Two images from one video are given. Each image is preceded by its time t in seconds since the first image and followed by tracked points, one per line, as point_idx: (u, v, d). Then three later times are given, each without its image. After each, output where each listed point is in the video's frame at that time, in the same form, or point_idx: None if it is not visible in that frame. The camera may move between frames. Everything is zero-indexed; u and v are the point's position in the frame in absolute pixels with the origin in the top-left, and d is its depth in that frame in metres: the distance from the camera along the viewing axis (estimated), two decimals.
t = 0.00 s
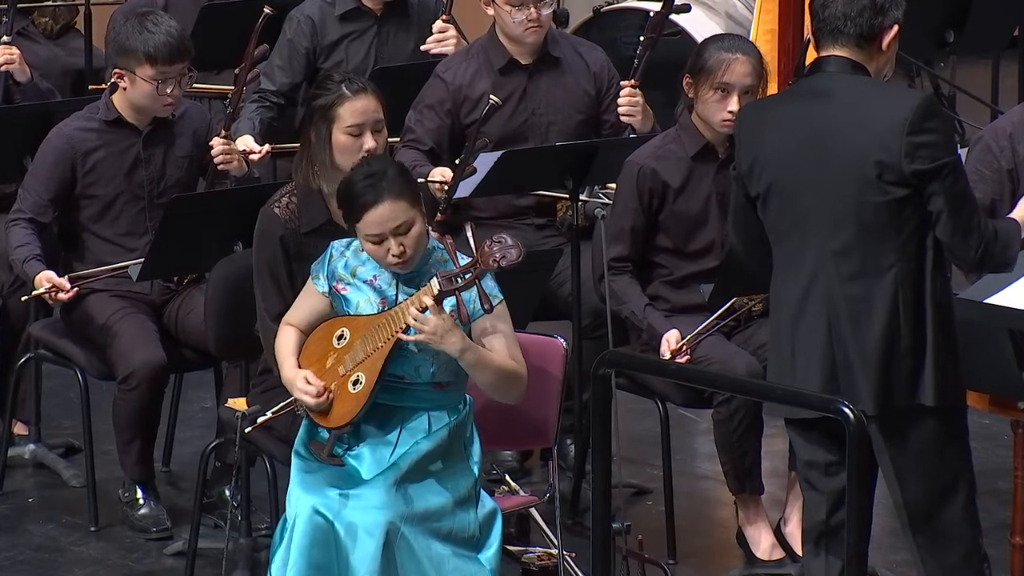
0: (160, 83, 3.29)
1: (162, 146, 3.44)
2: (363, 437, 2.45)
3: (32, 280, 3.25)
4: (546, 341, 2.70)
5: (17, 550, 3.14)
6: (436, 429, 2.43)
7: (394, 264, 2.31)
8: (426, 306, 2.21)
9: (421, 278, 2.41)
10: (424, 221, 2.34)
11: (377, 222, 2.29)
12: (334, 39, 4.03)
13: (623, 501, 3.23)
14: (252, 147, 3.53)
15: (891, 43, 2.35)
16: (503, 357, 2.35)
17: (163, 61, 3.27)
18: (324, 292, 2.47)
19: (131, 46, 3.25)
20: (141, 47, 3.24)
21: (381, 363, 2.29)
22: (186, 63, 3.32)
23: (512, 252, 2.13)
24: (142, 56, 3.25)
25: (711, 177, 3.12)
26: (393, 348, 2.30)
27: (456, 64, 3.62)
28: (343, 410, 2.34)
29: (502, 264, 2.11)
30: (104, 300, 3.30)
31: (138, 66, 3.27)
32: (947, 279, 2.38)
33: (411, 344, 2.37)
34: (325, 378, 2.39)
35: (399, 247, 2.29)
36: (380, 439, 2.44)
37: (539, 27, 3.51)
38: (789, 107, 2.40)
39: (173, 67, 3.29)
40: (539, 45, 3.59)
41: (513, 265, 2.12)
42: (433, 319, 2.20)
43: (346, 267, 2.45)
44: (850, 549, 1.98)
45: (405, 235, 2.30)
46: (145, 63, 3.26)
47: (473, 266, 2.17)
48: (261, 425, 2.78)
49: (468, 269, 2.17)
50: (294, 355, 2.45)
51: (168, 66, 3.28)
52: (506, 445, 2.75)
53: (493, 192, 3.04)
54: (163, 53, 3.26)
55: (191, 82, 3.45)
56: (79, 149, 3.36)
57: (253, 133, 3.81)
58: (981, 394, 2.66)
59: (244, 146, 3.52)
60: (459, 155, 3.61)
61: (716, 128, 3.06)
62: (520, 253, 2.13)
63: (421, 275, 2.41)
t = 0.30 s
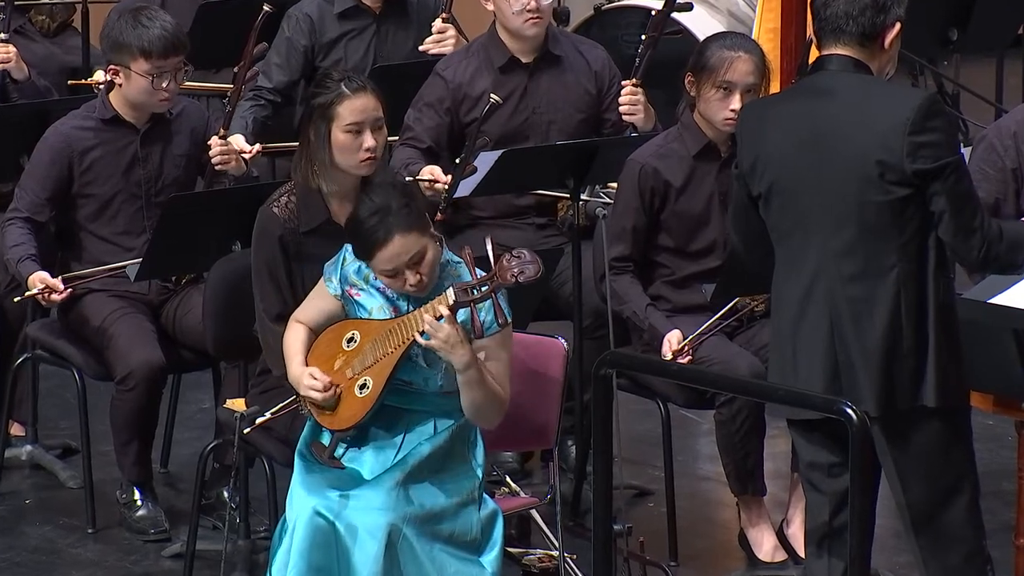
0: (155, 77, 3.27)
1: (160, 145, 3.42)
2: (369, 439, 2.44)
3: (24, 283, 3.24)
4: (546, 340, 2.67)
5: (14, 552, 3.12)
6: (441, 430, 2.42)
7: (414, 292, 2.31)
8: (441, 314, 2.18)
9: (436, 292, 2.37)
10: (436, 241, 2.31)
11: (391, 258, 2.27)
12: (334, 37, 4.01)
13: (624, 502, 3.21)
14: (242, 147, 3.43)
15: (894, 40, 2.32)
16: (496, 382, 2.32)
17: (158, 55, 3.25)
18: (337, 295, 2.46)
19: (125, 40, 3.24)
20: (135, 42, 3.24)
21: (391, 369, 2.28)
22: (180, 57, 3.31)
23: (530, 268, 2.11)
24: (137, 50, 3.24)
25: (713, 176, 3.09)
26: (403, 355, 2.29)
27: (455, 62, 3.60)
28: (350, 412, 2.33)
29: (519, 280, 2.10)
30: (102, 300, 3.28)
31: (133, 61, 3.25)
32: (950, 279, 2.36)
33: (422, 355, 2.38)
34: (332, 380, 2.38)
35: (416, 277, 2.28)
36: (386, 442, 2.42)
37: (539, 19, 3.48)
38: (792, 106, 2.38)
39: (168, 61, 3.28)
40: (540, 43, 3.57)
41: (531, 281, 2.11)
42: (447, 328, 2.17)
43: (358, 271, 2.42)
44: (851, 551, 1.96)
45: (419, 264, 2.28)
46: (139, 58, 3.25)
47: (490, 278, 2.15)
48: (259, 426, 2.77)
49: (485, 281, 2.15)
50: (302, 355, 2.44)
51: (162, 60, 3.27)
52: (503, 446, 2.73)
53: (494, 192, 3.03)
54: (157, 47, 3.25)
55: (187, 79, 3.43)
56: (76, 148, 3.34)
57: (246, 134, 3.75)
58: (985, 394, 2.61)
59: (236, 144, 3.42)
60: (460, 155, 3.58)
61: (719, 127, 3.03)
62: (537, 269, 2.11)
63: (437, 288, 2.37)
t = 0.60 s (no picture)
0: (150, 73, 3.24)
1: (156, 142, 3.39)
2: (371, 440, 2.41)
3: (20, 278, 3.16)
4: (547, 341, 2.66)
5: (9, 555, 3.09)
6: (444, 432, 2.39)
7: (415, 274, 2.29)
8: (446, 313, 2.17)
9: (440, 285, 2.35)
10: (446, 230, 2.30)
11: (399, 234, 2.26)
12: (333, 34, 3.98)
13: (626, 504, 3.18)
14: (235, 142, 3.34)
15: (896, 37, 2.30)
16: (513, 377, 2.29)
17: (152, 50, 3.22)
18: (340, 290, 2.42)
19: (120, 35, 3.21)
20: (130, 37, 3.20)
21: (394, 368, 2.26)
22: (176, 52, 3.27)
23: (535, 266, 2.08)
24: (132, 45, 3.20)
25: (717, 174, 3.06)
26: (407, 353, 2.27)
27: (455, 58, 3.57)
28: (353, 411, 2.31)
29: (526, 278, 2.06)
30: (98, 300, 3.25)
31: (128, 57, 3.22)
32: (955, 279, 2.33)
33: (425, 352, 2.34)
34: (334, 378, 2.35)
35: (421, 258, 2.26)
36: (388, 442, 2.39)
37: (539, 14, 3.45)
38: (794, 103, 2.35)
39: (163, 56, 3.25)
40: (541, 39, 3.54)
41: (537, 279, 2.08)
42: (452, 326, 2.15)
43: (363, 266, 2.39)
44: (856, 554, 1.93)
45: (426, 245, 2.27)
46: (134, 53, 3.21)
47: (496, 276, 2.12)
48: (258, 427, 2.73)
49: (490, 279, 2.13)
50: (303, 351, 2.40)
51: (157, 55, 3.23)
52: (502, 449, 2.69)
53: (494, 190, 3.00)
54: (152, 42, 3.21)
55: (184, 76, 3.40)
56: (72, 146, 3.31)
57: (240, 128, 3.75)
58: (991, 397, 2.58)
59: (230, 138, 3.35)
60: (461, 151, 3.57)
61: (722, 126, 3.00)
62: (543, 268, 2.08)
63: (442, 283, 2.35)
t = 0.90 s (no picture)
0: (150, 71, 3.21)
1: (156, 141, 3.37)
2: (374, 443, 2.38)
3: (19, 277, 3.13)
4: (549, 342, 2.64)
5: (7, 557, 3.06)
6: (446, 437, 2.36)
7: (415, 275, 2.27)
8: (451, 313, 2.15)
9: (439, 283, 2.32)
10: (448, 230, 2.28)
11: (400, 233, 2.24)
12: (336, 31, 3.96)
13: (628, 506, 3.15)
14: (241, 133, 3.35)
15: (901, 34, 2.27)
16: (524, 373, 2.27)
17: (151, 49, 3.19)
18: (342, 291, 2.40)
19: (119, 34, 3.19)
20: (129, 35, 3.18)
21: (397, 369, 2.23)
22: (176, 51, 3.25)
23: (539, 266, 2.06)
24: (131, 44, 3.18)
25: (720, 174, 3.04)
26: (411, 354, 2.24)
27: (457, 57, 3.54)
28: (356, 413, 2.29)
29: (530, 277, 2.05)
30: (97, 301, 3.23)
31: (127, 55, 3.20)
32: (963, 279, 2.30)
33: (428, 353, 2.30)
34: (337, 381, 2.33)
35: (422, 258, 2.24)
36: (390, 445, 2.36)
37: (539, 19, 3.42)
38: (799, 102, 2.33)
39: (163, 55, 3.22)
40: (543, 38, 3.52)
41: (541, 278, 2.07)
42: (456, 327, 2.13)
43: (364, 267, 2.37)
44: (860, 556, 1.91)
45: (428, 245, 2.25)
46: (133, 52, 3.19)
47: (499, 276, 2.11)
48: (257, 429, 2.71)
49: (493, 279, 2.12)
50: (305, 353, 2.38)
51: (157, 54, 3.21)
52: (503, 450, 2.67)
53: (495, 190, 2.98)
54: (151, 40, 3.19)
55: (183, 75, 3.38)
56: (70, 145, 3.29)
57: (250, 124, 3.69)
58: (998, 398, 2.59)
59: (233, 132, 3.34)
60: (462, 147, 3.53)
61: (726, 125, 2.98)
62: (547, 267, 2.06)
63: (444, 284, 2.33)
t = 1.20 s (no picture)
0: (151, 70, 3.19)
1: (155, 141, 3.35)
2: (374, 443, 2.36)
3: (18, 277, 3.10)
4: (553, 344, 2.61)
5: (5, 559, 3.04)
6: (447, 435, 2.35)
7: (408, 277, 2.25)
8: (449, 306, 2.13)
9: (434, 284, 2.33)
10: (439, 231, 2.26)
11: (391, 236, 2.21)
12: (337, 28, 3.94)
13: (631, 508, 3.13)
14: (243, 128, 3.29)
15: (908, 29, 2.23)
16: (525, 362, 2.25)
17: (152, 47, 3.17)
18: (335, 294, 2.38)
19: (119, 32, 3.17)
20: (130, 34, 3.16)
21: (396, 367, 2.21)
22: (176, 49, 3.22)
23: (536, 252, 2.06)
24: (132, 43, 3.16)
25: (724, 173, 3.01)
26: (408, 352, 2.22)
27: (458, 56, 3.52)
28: (356, 414, 2.25)
29: (528, 264, 2.04)
30: (96, 300, 3.21)
31: (128, 54, 3.17)
32: (971, 278, 2.28)
33: (426, 351, 2.28)
34: (335, 384, 2.30)
35: (415, 260, 2.22)
36: (390, 446, 2.35)
37: (541, 17, 3.40)
38: (804, 100, 2.31)
39: (164, 53, 3.20)
40: (545, 36, 3.50)
41: (539, 264, 2.06)
42: (456, 318, 2.11)
43: (357, 268, 2.36)
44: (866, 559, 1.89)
45: (420, 247, 2.23)
46: (134, 50, 3.17)
47: (496, 264, 2.10)
48: (257, 430, 2.69)
49: (490, 269, 2.11)
50: (300, 358, 2.35)
51: (158, 53, 3.18)
52: (505, 450, 2.65)
53: (496, 190, 2.96)
54: (152, 38, 3.17)
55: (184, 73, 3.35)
56: (69, 144, 3.27)
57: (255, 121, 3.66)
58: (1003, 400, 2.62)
59: (236, 125, 3.29)
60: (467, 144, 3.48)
61: (730, 124, 2.95)
62: (543, 252, 2.06)
63: (436, 281, 2.33)
